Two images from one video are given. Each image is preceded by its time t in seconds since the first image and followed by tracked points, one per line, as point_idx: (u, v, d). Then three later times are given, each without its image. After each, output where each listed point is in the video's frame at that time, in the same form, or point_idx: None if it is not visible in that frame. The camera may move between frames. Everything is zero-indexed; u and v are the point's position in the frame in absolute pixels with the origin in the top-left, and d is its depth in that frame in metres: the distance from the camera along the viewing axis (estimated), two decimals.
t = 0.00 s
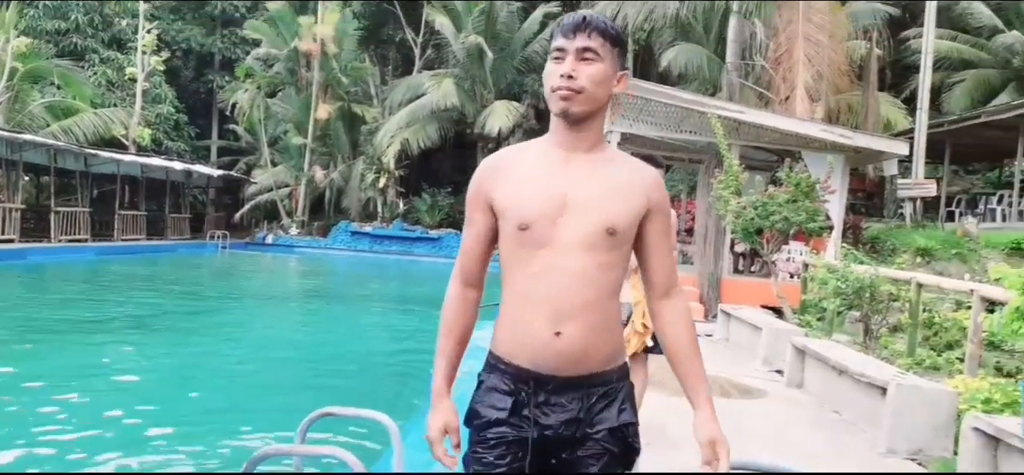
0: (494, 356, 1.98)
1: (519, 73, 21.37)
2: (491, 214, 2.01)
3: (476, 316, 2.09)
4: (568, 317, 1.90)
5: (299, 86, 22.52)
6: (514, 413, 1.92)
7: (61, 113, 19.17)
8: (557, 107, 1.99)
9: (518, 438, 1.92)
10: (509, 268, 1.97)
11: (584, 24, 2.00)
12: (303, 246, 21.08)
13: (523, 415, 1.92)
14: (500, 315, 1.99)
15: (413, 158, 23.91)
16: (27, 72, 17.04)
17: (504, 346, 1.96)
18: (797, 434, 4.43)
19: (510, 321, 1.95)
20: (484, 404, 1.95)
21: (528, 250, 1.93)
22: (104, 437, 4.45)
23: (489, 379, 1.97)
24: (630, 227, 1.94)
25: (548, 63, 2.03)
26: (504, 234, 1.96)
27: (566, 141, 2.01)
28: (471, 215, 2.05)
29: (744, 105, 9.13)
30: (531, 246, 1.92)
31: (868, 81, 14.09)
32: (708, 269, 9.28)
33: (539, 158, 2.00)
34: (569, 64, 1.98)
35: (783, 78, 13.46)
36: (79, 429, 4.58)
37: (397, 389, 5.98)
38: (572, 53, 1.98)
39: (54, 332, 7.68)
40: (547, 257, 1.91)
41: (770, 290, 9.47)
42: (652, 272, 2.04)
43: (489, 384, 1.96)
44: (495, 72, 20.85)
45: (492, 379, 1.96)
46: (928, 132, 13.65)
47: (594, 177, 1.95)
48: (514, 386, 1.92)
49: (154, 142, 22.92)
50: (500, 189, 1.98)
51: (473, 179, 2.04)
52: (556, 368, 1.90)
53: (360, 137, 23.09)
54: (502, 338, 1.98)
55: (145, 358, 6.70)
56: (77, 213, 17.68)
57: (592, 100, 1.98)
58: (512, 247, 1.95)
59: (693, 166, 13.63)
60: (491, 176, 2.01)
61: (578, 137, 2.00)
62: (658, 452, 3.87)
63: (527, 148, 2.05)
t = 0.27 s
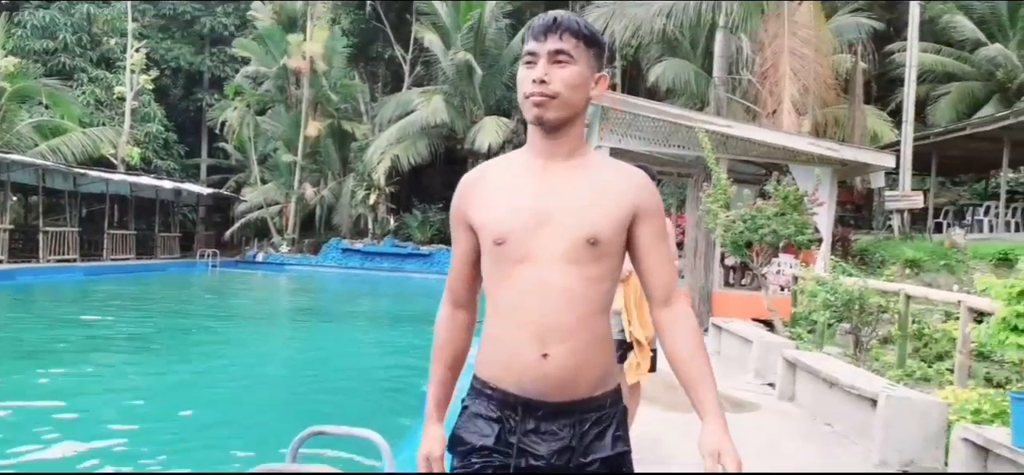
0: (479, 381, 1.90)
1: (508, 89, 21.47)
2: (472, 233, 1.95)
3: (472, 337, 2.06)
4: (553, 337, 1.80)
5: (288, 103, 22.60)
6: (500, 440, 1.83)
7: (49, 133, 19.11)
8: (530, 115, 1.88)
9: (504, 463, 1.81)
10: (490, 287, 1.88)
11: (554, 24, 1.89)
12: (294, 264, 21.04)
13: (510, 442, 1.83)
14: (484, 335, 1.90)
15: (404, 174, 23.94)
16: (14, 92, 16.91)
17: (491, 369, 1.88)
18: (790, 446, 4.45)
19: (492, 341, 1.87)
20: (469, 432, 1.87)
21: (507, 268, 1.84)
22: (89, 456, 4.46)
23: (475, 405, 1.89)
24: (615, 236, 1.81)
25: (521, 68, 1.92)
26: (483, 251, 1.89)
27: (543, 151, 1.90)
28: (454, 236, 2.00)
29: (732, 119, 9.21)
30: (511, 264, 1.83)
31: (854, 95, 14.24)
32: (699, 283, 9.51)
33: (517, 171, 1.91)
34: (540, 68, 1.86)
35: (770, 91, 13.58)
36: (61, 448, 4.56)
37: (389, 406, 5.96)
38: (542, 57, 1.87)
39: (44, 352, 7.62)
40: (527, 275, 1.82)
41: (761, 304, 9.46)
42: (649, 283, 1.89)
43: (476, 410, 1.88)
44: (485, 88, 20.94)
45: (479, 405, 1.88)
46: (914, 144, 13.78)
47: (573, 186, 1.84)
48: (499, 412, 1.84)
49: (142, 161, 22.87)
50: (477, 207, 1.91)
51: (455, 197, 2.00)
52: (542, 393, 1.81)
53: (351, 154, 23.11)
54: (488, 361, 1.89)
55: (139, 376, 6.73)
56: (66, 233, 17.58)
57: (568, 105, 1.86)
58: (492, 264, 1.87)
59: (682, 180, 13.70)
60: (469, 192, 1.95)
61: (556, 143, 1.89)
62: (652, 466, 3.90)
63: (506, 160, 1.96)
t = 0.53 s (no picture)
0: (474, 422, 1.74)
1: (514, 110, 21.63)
2: (460, 262, 1.82)
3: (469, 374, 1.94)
4: (551, 370, 1.64)
5: (296, 127, 22.64)
6: None
7: (60, 158, 19.32)
8: (515, 134, 1.74)
9: None
10: (481, 319, 1.74)
11: (537, 40, 1.76)
12: (303, 286, 21.11)
13: None
14: (477, 370, 1.75)
15: (412, 196, 24.08)
16: (25, 118, 17.18)
17: (485, 406, 1.73)
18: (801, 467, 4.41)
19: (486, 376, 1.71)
20: None
21: (498, 297, 1.69)
22: None
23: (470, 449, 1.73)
24: (611, 257, 1.67)
25: (505, 86, 1.79)
26: (470, 281, 1.76)
27: (531, 171, 1.77)
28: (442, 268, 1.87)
29: (736, 139, 9.25)
30: (501, 293, 1.69)
31: (859, 113, 14.28)
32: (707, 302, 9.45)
33: (505, 193, 1.77)
34: (525, 82, 1.73)
35: (774, 111, 13.66)
36: (60, 470, 4.57)
37: (398, 427, 5.96)
38: (526, 70, 1.74)
39: (54, 376, 7.65)
40: (519, 304, 1.67)
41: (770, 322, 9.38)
42: (652, 308, 1.75)
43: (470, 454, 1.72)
44: (491, 109, 21.09)
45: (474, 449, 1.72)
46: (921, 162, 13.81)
47: (564, 204, 1.70)
48: (495, 456, 1.68)
49: (153, 185, 23.08)
50: (464, 233, 1.78)
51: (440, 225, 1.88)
52: (541, 433, 1.64)
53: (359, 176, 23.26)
54: (482, 400, 1.73)
55: (140, 399, 6.73)
56: (76, 257, 17.71)
57: (554, 121, 1.72)
58: (480, 293, 1.73)
59: (689, 200, 13.75)
60: (455, 218, 1.82)
61: (545, 161, 1.76)
62: None
63: (493, 184, 1.83)
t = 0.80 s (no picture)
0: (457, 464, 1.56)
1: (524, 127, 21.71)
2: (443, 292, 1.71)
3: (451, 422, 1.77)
4: (542, 398, 1.50)
5: (308, 146, 22.75)
6: None
7: (75, 179, 19.54)
8: (500, 149, 1.66)
9: None
10: (466, 347, 1.61)
11: (523, 51, 1.68)
12: (314, 303, 21.16)
13: None
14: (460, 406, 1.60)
15: (422, 213, 24.18)
16: (41, 140, 17.44)
17: (467, 446, 1.56)
18: None
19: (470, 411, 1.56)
20: None
21: (484, 323, 1.58)
22: None
23: None
24: (603, 278, 1.58)
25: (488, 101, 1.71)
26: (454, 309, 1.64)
27: (517, 192, 1.69)
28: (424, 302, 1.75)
29: (746, 153, 9.24)
30: (488, 319, 1.58)
31: (869, 125, 14.24)
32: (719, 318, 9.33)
33: (490, 216, 1.68)
34: (511, 95, 1.65)
35: (784, 125, 13.65)
36: None
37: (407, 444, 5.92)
38: (513, 82, 1.66)
39: (65, 395, 7.66)
40: (506, 328, 1.55)
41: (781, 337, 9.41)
42: (642, 340, 1.67)
43: None
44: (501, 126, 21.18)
45: None
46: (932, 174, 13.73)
47: (552, 224, 1.62)
48: None
49: (166, 205, 23.30)
50: (447, 259, 1.68)
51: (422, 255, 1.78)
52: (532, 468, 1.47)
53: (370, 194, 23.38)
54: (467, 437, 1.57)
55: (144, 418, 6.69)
56: (90, 276, 17.85)
57: (541, 136, 1.64)
58: (464, 322, 1.62)
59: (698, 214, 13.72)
60: (437, 245, 1.72)
61: (531, 180, 1.68)
62: None
63: (476, 210, 1.74)
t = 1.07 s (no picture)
0: None
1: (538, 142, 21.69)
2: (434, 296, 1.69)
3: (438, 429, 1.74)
4: (538, 410, 1.48)
5: (324, 163, 22.88)
6: None
7: (94, 197, 19.74)
8: (494, 151, 1.66)
9: None
10: (460, 356, 1.60)
11: (515, 48, 1.71)
12: (331, 318, 21.24)
13: None
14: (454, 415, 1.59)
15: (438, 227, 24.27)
16: (62, 158, 17.70)
17: (458, 457, 1.55)
18: None
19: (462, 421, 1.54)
20: None
21: (478, 330, 1.57)
22: None
23: None
24: (601, 280, 1.57)
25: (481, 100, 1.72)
26: (448, 313, 1.63)
27: (511, 195, 1.69)
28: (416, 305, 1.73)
29: (760, 168, 9.29)
30: (481, 323, 1.57)
31: (885, 138, 14.22)
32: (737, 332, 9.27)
33: (484, 220, 1.67)
34: (504, 95, 1.66)
35: (798, 138, 13.66)
36: None
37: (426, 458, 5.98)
38: (505, 83, 1.67)
39: (88, 410, 7.75)
40: (501, 335, 1.54)
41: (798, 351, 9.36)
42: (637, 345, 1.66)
43: None
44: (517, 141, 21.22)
45: None
46: (949, 186, 13.68)
47: (548, 225, 1.61)
48: None
49: (184, 221, 23.52)
50: (440, 263, 1.67)
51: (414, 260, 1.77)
52: None
53: (385, 209, 23.50)
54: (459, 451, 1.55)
55: (162, 432, 6.72)
56: (110, 292, 18.00)
57: (535, 138, 1.66)
58: (458, 327, 1.60)
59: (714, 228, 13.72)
60: (430, 250, 1.72)
61: (525, 183, 1.69)
62: None
63: (469, 214, 1.74)
